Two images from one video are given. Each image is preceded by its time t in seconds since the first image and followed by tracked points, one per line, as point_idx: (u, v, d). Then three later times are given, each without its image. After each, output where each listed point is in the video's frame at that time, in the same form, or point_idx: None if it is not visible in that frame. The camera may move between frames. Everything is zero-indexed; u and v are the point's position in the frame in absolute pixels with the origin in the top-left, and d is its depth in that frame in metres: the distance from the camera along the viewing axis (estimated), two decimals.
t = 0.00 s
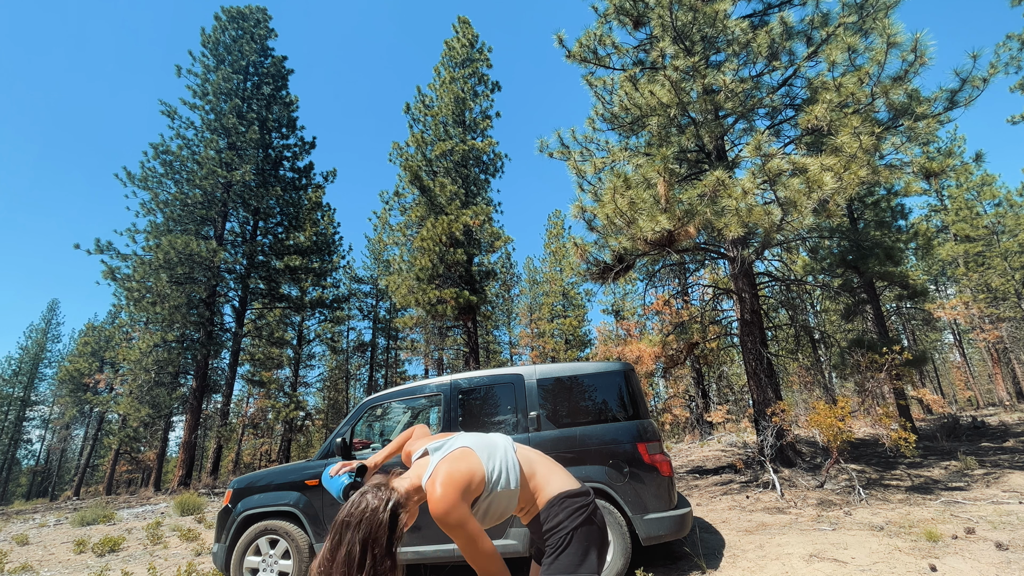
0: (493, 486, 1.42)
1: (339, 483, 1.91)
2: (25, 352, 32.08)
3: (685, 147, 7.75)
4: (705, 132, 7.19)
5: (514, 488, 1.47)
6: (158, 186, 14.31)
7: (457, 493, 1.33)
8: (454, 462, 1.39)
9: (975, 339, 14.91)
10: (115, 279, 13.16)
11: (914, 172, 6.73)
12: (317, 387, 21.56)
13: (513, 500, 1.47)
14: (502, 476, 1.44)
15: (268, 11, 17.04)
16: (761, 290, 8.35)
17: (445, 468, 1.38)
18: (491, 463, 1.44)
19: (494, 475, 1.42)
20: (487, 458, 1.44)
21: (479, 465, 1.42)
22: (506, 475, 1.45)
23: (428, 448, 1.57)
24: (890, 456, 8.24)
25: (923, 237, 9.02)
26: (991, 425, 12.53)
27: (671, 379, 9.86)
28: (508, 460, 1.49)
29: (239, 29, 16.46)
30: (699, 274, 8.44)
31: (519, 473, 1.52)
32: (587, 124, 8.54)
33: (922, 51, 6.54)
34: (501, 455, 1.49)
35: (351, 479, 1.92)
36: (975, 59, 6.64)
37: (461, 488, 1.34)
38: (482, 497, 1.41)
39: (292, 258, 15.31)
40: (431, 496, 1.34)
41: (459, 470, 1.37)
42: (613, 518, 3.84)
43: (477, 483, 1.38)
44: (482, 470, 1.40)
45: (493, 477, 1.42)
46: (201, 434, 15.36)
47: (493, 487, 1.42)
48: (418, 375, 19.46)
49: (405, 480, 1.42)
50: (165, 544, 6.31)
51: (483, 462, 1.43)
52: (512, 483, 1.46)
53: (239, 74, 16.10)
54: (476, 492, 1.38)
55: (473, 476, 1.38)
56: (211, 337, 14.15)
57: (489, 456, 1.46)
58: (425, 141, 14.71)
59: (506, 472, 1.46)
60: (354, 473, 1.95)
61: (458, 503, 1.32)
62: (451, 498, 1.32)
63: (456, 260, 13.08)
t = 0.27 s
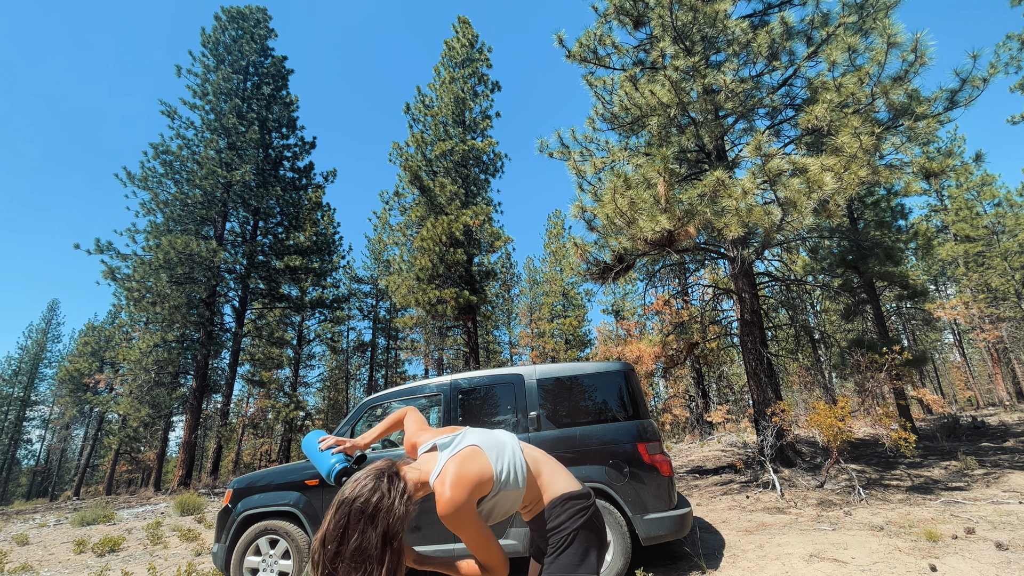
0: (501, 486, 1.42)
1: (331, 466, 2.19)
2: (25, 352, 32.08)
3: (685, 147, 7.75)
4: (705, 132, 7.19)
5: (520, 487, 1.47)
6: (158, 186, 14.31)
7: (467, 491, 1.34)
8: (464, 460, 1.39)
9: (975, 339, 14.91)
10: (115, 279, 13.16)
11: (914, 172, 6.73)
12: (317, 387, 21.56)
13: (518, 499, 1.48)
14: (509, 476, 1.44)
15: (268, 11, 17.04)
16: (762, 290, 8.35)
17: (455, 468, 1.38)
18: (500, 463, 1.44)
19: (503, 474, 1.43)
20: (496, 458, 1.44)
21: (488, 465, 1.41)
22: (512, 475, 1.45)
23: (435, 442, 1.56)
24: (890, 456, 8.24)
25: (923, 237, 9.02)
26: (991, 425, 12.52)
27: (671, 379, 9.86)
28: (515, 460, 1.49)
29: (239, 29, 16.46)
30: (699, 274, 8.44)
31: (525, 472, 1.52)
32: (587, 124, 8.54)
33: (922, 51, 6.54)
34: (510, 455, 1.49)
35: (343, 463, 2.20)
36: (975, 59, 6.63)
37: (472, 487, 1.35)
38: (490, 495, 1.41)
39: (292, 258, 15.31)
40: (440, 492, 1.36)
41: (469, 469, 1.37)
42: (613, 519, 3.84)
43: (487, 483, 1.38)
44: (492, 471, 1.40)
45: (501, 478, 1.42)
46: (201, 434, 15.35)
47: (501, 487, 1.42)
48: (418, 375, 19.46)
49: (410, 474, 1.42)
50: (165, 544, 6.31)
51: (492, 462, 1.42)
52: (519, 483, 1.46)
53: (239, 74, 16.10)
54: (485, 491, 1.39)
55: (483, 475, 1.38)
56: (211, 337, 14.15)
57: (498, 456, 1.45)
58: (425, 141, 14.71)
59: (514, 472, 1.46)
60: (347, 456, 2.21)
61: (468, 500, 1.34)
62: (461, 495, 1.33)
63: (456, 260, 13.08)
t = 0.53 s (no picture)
0: (506, 484, 1.42)
1: (338, 461, 2.20)
2: (25, 352, 32.07)
3: (685, 147, 7.75)
4: (705, 132, 7.19)
5: (525, 486, 1.47)
6: (158, 186, 14.31)
7: (471, 486, 1.33)
8: (471, 456, 1.39)
9: (975, 339, 14.92)
10: (115, 279, 13.16)
11: (914, 172, 6.73)
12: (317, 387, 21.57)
13: (523, 497, 1.48)
14: (516, 474, 1.45)
15: (268, 11, 17.04)
16: (762, 290, 8.35)
17: (460, 463, 1.37)
18: (506, 460, 1.44)
19: (509, 472, 1.43)
20: (503, 456, 1.44)
21: (495, 462, 1.42)
22: (518, 473, 1.46)
23: (443, 438, 1.56)
24: (889, 456, 8.24)
25: (923, 237, 9.02)
26: (991, 425, 12.53)
27: (671, 379, 9.87)
28: (522, 458, 1.49)
29: (239, 29, 16.46)
30: (699, 274, 8.44)
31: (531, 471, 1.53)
32: (587, 124, 8.54)
33: (922, 51, 6.54)
34: (516, 453, 1.49)
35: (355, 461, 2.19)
36: (975, 59, 6.63)
37: (478, 483, 1.35)
38: (495, 492, 1.41)
39: (292, 258, 15.31)
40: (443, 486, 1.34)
41: (475, 467, 1.37)
42: (613, 519, 3.84)
43: (493, 479, 1.39)
44: (499, 469, 1.40)
45: (508, 476, 1.42)
46: (201, 434, 15.35)
47: (506, 485, 1.43)
48: (418, 375, 19.49)
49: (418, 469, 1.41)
50: (165, 544, 6.31)
51: (500, 460, 1.43)
52: (525, 482, 1.47)
53: (239, 74, 16.10)
54: (490, 487, 1.38)
55: (489, 472, 1.38)
56: (211, 337, 14.16)
57: (506, 454, 1.46)
58: (425, 141, 14.71)
59: (520, 470, 1.47)
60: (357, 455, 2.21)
61: (469, 495, 1.33)
62: (464, 489, 1.33)
63: (456, 260, 13.08)
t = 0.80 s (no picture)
0: (508, 484, 1.42)
1: (342, 462, 2.16)
2: (25, 352, 32.06)
3: (685, 147, 7.75)
4: (705, 132, 7.20)
5: (528, 486, 1.48)
6: (158, 186, 14.30)
7: (471, 487, 1.34)
8: (472, 455, 1.38)
9: (976, 339, 14.92)
10: (115, 279, 13.16)
11: (914, 172, 6.73)
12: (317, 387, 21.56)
13: (525, 497, 1.49)
14: (518, 475, 1.45)
15: (268, 11, 17.03)
16: (762, 290, 8.35)
17: (462, 462, 1.37)
18: (509, 460, 1.44)
19: (511, 473, 1.43)
20: (505, 456, 1.44)
21: (497, 461, 1.42)
22: (521, 473, 1.46)
23: (445, 438, 1.56)
24: (889, 456, 8.24)
25: (923, 237, 9.02)
26: (991, 425, 12.52)
27: (671, 379, 9.87)
28: (524, 459, 1.50)
29: (239, 29, 16.46)
30: (699, 274, 8.44)
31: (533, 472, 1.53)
32: (587, 124, 8.54)
33: (921, 51, 6.54)
34: (518, 453, 1.49)
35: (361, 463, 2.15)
36: (975, 59, 6.63)
37: (478, 482, 1.35)
38: (497, 492, 1.42)
39: (292, 258, 15.31)
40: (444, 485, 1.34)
41: (477, 466, 1.36)
42: (613, 519, 3.84)
43: (494, 479, 1.38)
44: (501, 468, 1.40)
45: (510, 476, 1.42)
46: (201, 434, 15.35)
47: (508, 486, 1.43)
48: (418, 375, 19.50)
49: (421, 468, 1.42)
50: (165, 544, 6.31)
51: (501, 459, 1.43)
52: (527, 483, 1.47)
53: (239, 74, 16.10)
54: (491, 487, 1.38)
55: (490, 472, 1.38)
56: (211, 337, 14.15)
57: (508, 453, 1.46)
58: (425, 141, 14.71)
59: (523, 471, 1.46)
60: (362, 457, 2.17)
61: (468, 495, 1.33)
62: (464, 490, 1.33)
63: (456, 260, 13.08)
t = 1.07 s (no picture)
0: (505, 484, 1.42)
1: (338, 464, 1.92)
2: (25, 352, 32.07)
3: (685, 147, 7.75)
4: (705, 132, 7.20)
5: (525, 487, 1.48)
6: (158, 186, 14.30)
7: (470, 486, 1.33)
8: (468, 456, 1.39)
9: (975, 339, 14.92)
10: (115, 279, 13.15)
11: (914, 172, 6.73)
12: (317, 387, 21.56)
13: (523, 498, 1.49)
14: (515, 475, 1.44)
15: (268, 11, 17.03)
16: (762, 290, 8.35)
17: (459, 461, 1.37)
18: (506, 460, 1.44)
19: (508, 472, 1.43)
20: (502, 455, 1.45)
21: (494, 461, 1.42)
22: (519, 474, 1.45)
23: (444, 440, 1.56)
24: (890, 456, 8.24)
25: (923, 237, 9.02)
26: (991, 425, 12.52)
27: (671, 379, 9.87)
28: (522, 458, 1.50)
29: (240, 29, 16.46)
30: (699, 274, 8.44)
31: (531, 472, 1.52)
32: (587, 124, 8.54)
33: (921, 51, 6.54)
34: (515, 453, 1.49)
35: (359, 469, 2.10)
36: (975, 59, 6.64)
37: (477, 482, 1.35)
38: (495, 492, 1.42)
39: (292, 258, 15.32)
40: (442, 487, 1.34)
41: (473, 465, 1.37)
42: (613, 519, 3.84)
43: (492, 479, 1.39)
44: (498, 467, 1.41)
45: (508, 476, 1.42)
46: (201, 434, 15.35)
47: (506, 486, 1.42)
48: (418, 375, 19.51)
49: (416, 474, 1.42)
50: (165, 544, 6.31)
51: (498, 458, 1.43)
52: (525, 483, 1.47)
53: (239, 74, 16.10)
54: (489, 486, 1.39)
55: (488, 473, 1.38)
56: (211, 337, 14.16)
57: (505, 453, 1.46)
58: (425, 141, 14.71)
59: (520, 471, 1.46)
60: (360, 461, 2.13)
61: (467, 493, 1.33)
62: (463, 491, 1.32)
63: (456, 260, 13.08)
